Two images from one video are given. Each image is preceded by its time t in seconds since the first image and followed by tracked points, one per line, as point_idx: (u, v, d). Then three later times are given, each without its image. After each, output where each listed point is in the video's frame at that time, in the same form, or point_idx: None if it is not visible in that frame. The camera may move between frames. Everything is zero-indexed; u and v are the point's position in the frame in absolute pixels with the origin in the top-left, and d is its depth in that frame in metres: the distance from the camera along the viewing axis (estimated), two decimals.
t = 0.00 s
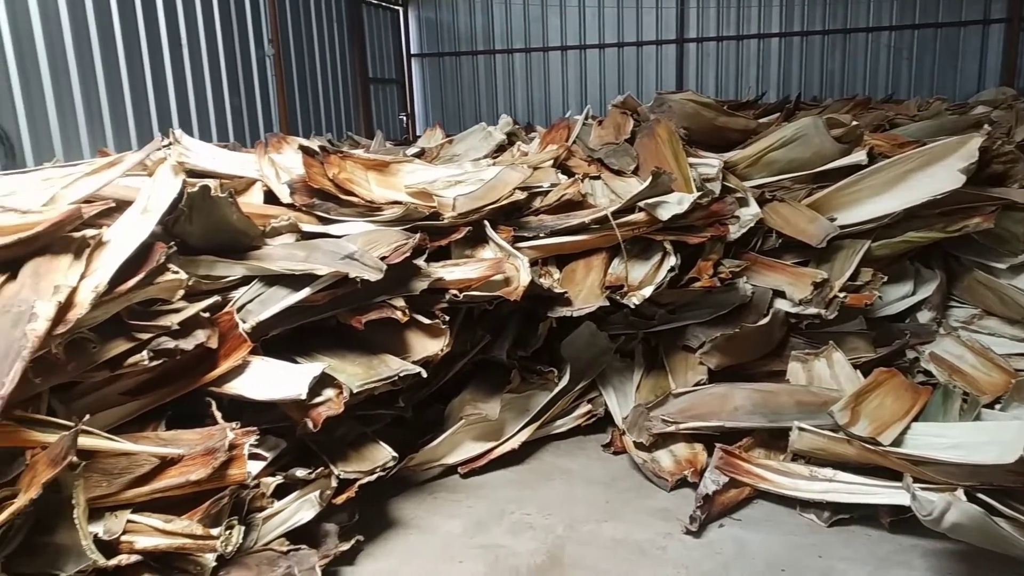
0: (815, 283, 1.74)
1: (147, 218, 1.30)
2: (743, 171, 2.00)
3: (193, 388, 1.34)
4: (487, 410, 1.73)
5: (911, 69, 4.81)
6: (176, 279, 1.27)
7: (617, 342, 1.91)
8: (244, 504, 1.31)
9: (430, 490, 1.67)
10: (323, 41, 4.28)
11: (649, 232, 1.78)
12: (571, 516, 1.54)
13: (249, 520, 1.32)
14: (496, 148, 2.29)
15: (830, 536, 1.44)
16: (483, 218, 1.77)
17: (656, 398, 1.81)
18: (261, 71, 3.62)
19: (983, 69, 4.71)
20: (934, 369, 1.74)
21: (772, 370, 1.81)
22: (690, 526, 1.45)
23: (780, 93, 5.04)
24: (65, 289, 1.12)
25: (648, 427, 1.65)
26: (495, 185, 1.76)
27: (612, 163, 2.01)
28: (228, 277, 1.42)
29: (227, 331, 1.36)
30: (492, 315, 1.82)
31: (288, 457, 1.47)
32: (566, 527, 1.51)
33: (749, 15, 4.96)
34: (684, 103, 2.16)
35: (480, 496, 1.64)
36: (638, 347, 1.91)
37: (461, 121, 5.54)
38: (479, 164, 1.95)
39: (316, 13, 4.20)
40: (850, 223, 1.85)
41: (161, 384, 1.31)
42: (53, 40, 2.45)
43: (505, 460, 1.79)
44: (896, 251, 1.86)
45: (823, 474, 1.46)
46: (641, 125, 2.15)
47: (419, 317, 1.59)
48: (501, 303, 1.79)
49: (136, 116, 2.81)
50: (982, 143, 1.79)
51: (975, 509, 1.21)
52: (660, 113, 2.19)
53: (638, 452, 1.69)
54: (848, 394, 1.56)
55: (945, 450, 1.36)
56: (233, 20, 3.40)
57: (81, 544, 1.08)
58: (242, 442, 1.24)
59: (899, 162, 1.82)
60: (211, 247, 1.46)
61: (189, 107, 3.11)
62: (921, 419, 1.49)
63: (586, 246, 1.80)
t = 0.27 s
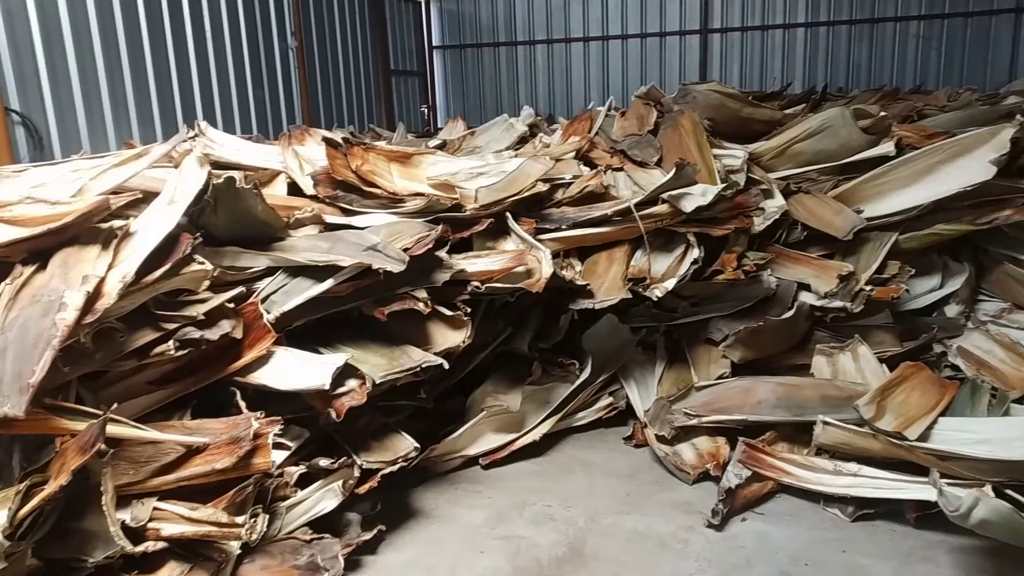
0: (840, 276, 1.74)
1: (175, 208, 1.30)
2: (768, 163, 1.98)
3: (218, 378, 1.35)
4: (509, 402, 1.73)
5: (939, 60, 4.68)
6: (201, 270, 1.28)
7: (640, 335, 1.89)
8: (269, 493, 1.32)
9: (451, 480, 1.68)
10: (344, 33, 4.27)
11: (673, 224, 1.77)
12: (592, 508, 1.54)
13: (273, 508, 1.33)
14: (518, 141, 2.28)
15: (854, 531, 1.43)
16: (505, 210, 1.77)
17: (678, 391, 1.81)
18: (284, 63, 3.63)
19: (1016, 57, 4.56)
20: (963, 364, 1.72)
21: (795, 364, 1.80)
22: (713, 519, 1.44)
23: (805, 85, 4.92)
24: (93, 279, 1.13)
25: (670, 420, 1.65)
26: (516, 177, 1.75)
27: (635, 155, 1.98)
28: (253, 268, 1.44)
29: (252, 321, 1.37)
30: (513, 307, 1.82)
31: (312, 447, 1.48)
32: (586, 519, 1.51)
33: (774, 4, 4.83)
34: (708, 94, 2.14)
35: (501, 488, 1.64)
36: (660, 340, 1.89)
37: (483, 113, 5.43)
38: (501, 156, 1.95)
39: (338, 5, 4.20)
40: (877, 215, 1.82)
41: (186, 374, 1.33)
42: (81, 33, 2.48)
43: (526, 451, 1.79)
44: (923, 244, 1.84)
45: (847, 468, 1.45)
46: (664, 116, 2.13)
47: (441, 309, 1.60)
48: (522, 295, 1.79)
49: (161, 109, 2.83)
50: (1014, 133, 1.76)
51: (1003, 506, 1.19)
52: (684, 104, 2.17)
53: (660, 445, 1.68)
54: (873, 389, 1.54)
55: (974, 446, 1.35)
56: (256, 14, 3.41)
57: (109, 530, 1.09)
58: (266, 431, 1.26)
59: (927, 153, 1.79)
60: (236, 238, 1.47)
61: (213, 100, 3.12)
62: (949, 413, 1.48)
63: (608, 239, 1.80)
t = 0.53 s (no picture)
0: (862, 272, 1.72)
1: (198, 200, 1.31)
2: (790, 157, 1.96)
3: (240, 370, 1.37)
4: (527, 396, 1.73)
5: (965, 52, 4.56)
6: (224, 263, 1.30)
7: (659, 330, 1.89)
8: (289, 484, 1.33)
9: (470, 474, 1.69)
10: (363, 27, 4.27)
11: (693, 219, 1.76)
12: (611, 503, 1.54)
13: (294, 499, 1.34)
14: (537, 135, 2.27)
15: (875, 529, 1.41)
16: (524, 204, 1.76)
17: (697, 387, 1.81)
18: (304, 57, 3.65)
19: None
20: (986, 363, 1.65)
21: (817, 361, 1.79)
22: (731, 516, 1.44)
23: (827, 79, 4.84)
24: (118, 271, 1.14)
25: (689, 416, 1.63)
26: (536, 171, 1.75)
27: (655, 149, 1.99)
28: (275, 261, 1.45)
29: (274, 313, 1.38)
30: (532, 302, 1.82)
31: (332, 439, 1.49)
32: (605, 514, 1.51)
33: None
34: (730, 88, 2.12)
35: (519, 482, 1.65)
36: (680, 335, 1.90)
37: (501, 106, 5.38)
38: (520, 151, 1.94)
39: None
40: (900, 211, 1.82)
41: (209, 365, 1.34)
42: (105, 27, 2.51)
43: (545, 446, 1.80)
44: (948, 240, 1.83)
45: (868, 466, 1.43)
46: (685, 110, 2.12)
47: (460, 303, 1.60)
48: (541, 289, 1.79)
49: (183, 103, 2.85)
50: None
51: None
52: (705, 97, 2.15)
53: (678, 440, 1.67)
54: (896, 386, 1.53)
55: (998, 446, 1.34)
56: (277, 8, 3.43)
57: (133, 519, 1.10)
58: (287, 423, 1.28)
59: (951, 148, 1.78)
60: (258, 231, 1.48)
61: (235, 94, 3.14)
62: (972, 412, 1.46)
63: (628, 234, 1.79)
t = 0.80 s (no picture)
0: (883, 271, 1.71)
1: (218, 195, 1.32)
2: (811, 155, 1.94)
3: (259, 364, 1.37)
4: (543, 393, 1.72)
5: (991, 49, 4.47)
6: (243, 258, 1.30)
7: (676, 329, 1.89)
8: (306, 479, 1.33)
9: (486, 471, 1.69)
10: (380, 23, 4.26)
11: (712, 217, 1.75)
12: (627, 502, 1.54)
13: (311, 494, 1.35)
14: (555, 131, 2.26)
15: (895, 532, 1.40)
16: (542, 201, 1.76)
17: (714, 386, 1.80)
18: (322, 53, 3.66)
19: None
20: (1009, 363, 1.64)
21: (836, 361, 1.77)
22: (749, 516, 1.43)
23: (848, 76, 4.74)
24: (139, 265, 1.15)
25: (707, 415, 1.62)
26: (554, 168, 1.75)
27: (675, 146, 1.97)
28: (293, 256, 1.45)
29: (291, 308, 1.39)
30: (549, 299, 1.81)
31: (349, 435, 1.50)
32: (621, 513, 1.50)
33: None
34: (750, 84, 2.11)
35: (535, 479, 1.65)
36: (698, 334, 1.88)
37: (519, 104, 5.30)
38: (538, 147, 1.94)
39: None
40: (923, 210, 1.80)
41: (228, 360, 1.35)
42: (127, 23, 2.52)
43: (561, 443, 1.79)
44: (971, 239, 1.80)
45: (889, 468, 1.42)
46: (705, 107, 2.10)
47: (477, 300, 1.60)
48: (558, 286, 1.78)
49: (203, 99, 2.86)
50: None
51: None
52: (725, 94, 2.14)
53: (695, 439, 1.66)
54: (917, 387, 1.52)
55: (1018, 448, 1.34)
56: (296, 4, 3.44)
57: (152, 512, 1.12)
58: (305, 418, 1.27)
59: (975, 146, 1.76)
60: (277, 227, 1.49)
61: (253, 89, 3.16)
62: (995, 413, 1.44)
63: (645, 231, 1.78)
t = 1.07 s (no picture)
0: (909, 272, 1.69)
1: (241, 192, 1.32)
2: (836, 154, 1.92)
3: (282, 361, 1.38)
4: (563, 393, 1.72)
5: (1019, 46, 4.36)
6: (267, 255, 1.31)
7: (698, 329, 1.87)
8: (328, 474, 1.34)
9: (505, 469, 1.69)
10: (401, 21, 4.26)
11: (735, 216, 1.74)
12: (648, 503, 1.53)
13: (332, 490, 1.36)
14: (576, 129, 2.25)
15: (921, 536, 1.38)
16: (563, 199, 1.75)
17: (737, 387, 1.79)
18: (343, 51, 3.67)
19: None
20: None
21: (860, 362, 1.75)
22: (771, 518, 1.41)
23: (873, 74, 4.67)
24: (164, 261, 1.16)
25: (729, 416, 1.60)
26: (575, 166, 1.75)
27: (697, 146, 1.95)
28: (315, 253, 1.45)
29: (314, 305, 1.40)
30: (569, 297, 1.80)
31: (370, 431, 1.50)
32: (642, 513, 1.49)
33: None
34: (773, 83, 2.09)
35: (555, 478, 1.64)
36: (720, 334, 1.87)
37: (537, 97, 5.33)
38: (559, 146, 1.93)
39: None
40: (950, 210, 1.77)
41: (251, 356, 1.36)
42: (152, 22, 2.54)
43: (580, 443, 1.79)
44: (999, 240, 1.78)
45: (913, 471, 1.40)
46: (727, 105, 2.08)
47: (498, 298, 1.60)
48: (579, 285, 1.77)
49: (226, 97, 2.88)
50: None
51: None
52: (748, 92, 2.12)
53: (717, 440, 1.65)
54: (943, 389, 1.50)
55: None
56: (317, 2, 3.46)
57: (177, 506, 1.12)
58: (327, 414, 1.29)
59: (1004, 146, 1.74)
60: (299, 224, 1.50)
61: (275, 87, 3.18)
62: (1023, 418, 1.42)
63: (667, 230, 1.77)
